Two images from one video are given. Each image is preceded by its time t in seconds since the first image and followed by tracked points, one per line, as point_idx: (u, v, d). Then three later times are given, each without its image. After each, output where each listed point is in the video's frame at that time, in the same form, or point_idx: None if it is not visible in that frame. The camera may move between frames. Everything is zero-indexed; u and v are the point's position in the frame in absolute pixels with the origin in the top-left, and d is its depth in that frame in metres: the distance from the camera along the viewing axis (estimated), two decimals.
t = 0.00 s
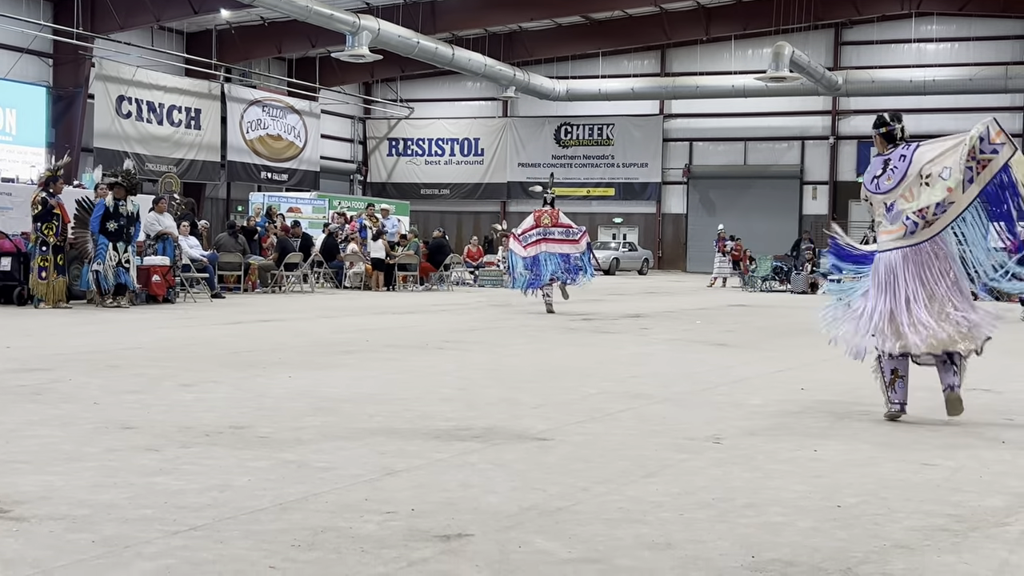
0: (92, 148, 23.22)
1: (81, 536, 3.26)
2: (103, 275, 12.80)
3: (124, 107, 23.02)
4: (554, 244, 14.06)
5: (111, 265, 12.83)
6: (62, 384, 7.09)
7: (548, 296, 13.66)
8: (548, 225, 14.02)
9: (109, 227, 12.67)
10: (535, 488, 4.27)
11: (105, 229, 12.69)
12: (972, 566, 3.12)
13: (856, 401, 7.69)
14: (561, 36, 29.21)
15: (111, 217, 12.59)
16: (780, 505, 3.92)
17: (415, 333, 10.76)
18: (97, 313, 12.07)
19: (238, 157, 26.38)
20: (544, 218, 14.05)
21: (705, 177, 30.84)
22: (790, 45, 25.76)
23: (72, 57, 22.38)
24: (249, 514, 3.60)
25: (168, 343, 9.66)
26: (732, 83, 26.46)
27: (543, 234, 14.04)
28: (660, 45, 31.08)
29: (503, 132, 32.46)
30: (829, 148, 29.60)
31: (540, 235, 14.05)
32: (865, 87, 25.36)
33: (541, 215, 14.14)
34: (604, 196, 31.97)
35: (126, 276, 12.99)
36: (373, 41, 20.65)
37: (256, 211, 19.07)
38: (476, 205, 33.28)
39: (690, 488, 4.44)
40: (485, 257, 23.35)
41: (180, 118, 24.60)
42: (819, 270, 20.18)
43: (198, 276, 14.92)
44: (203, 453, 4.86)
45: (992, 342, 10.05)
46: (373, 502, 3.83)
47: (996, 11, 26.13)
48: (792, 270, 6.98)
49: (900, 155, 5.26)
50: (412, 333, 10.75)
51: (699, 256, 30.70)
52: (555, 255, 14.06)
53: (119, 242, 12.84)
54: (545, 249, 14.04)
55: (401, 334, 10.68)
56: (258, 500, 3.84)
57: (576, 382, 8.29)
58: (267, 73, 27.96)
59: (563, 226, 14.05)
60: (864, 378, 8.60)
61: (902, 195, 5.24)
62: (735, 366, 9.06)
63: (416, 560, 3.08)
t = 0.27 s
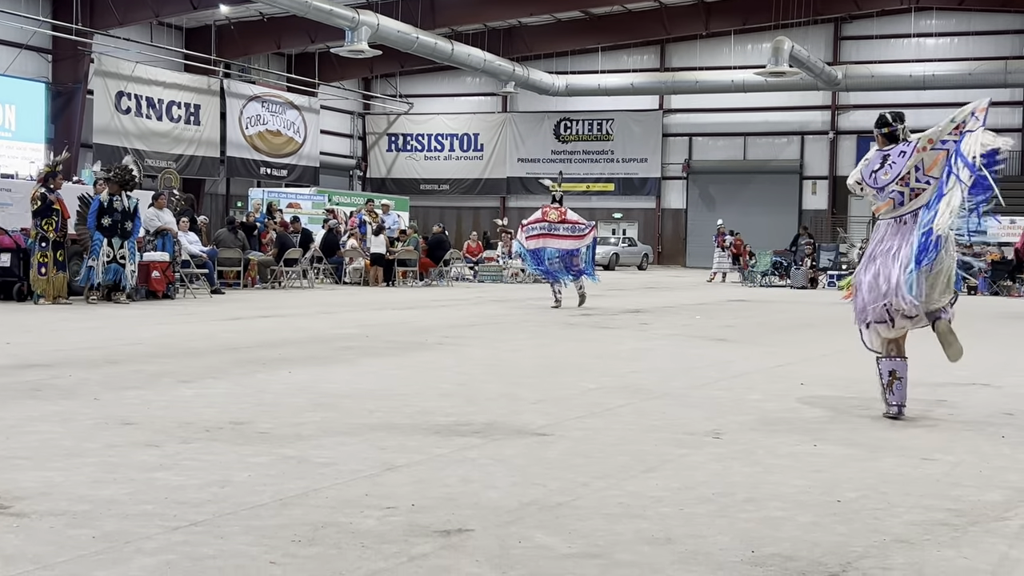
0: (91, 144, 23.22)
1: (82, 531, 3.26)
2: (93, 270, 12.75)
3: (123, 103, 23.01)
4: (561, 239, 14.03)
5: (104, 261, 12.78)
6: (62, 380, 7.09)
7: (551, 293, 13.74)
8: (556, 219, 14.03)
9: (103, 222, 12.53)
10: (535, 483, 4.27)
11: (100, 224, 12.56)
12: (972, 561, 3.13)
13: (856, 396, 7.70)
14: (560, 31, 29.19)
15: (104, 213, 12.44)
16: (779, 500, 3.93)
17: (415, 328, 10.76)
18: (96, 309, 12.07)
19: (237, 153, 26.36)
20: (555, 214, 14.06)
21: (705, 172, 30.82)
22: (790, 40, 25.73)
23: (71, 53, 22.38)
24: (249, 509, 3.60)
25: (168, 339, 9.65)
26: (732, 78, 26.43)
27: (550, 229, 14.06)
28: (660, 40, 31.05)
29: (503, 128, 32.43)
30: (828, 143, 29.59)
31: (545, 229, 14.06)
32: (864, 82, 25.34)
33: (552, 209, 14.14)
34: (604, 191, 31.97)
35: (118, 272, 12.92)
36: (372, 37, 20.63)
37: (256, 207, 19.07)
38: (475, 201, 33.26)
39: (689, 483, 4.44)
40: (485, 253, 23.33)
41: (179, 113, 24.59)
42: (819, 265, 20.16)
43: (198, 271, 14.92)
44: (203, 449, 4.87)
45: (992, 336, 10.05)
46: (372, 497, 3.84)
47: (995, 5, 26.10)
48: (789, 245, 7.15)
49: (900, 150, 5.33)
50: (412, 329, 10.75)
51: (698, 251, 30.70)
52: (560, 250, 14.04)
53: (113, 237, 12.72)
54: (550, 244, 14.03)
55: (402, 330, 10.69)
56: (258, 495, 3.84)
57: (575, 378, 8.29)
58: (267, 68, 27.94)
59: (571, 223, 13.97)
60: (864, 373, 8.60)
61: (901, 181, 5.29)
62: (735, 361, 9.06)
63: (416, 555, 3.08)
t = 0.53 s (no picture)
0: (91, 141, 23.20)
1: (82, 528, 3.26)
2: (86, 267, 12.78)
3: (122, 100, 23.00)
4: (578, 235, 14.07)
5: (96, 258, 12.76)
6: (61, 377, 7.09)
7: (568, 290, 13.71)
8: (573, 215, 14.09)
9: (94, 219, 12.49)
10: (535, 480, 4.27)
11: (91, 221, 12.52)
12: (971, 558, 3.13)
13: (857, 393, 7.70)
14: (560, 28, 29.18)
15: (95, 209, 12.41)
16: (779, 497, 3.93)
17: (414, 326, 10.75)
18: (96, 307, 12.07)
19: (237, 150, 26.32)
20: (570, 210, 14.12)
21: (705, 169, 30.81)
22: (789, 37, 25.70)
23: (71, 50, 22.38)
24: (250, 506, 3.60)
25: (168, 336, 9.65)
26: (731, 76, 26.40)
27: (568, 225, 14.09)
28: (660, 37, 31.03)
29: (502, 125, 32.41)
30: (828, 140, 29.58)
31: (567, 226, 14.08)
32: (864, 79, 25.32)
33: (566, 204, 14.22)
34: (603, 188, 31.98)
35: (111, 268, 12.90)
36: (371, 34, 20.62)
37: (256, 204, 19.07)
38: (475, 198, 33.24)
39: (689, 480, 4.44)
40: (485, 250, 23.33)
41: (179, 111, 24.57)
42: (819, 263, 20.13)
43: (197, 269, 14.91)
44: (203, 446, 4.87)
45: (993, 333, 10.05)
46: (373, 494, 3.84)
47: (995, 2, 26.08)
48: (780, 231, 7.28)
49: (915, 162, 5.07)
50: (412, 326, 10.75)
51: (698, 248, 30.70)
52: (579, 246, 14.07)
53: (104, 234, 12.67)
54: (573, 239, 14.06)
55: (402, 327, 10.68)
56: (257, 492, 3.84)
57: (576, 375, 8.29)
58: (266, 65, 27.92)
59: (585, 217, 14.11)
60: (864, 370, 8.60)
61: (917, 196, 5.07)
62: (736, 358, 9.06)
63: (416, 552, 3.08)
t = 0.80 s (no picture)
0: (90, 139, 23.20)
1: (81, 527, 3.26)
2: (78, 264, 12.77)
3: (122, 99, 22.98)
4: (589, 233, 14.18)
5: (85, 256, 12.71)
6: (61, 376, 7.08)
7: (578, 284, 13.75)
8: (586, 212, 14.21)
9: (84, 217, 12.46)
10: (534, 480, 4.28)
11: (82, 219, 12.50)
12: (970, 557, 3.13)
13: (857, 392, 7.70)
14: (559, 26, 29.18)
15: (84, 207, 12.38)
16: (778, 496, 3.93)
17: (414, 324, 10.75)
18: (95, 305, 12.07)
19: (236, 149, 26.28)
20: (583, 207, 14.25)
21: (704, 168, 30.80)
22: (789, 36, 25.68)
23: (70, 49, 22.41)
24: (249, 506, 3.60)
25: (167, 335, 9.65)
26: (731, 74, 26.36)
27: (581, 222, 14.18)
28: (659, 36, 31.02)
29: (502, 124, 32.39)
30: (827, 139, 29.58)
31: (582, 222, 14.17)
32: (864, 78, 25.28)
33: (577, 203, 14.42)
34: (603, 187, 31.95)
35: (103, 268, 12.81)
36: (371, 33, 20.61)
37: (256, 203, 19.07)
38: (474, 196, 33.23)
39: (689, 480, 4.45)
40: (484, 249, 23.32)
41: (178, 109, 24.55)
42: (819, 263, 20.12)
43: (196, 267, 14.89)
44: (202, 445, 4.87)
45: (992, 333, 10.06)
46: (372, 494, 3.84)
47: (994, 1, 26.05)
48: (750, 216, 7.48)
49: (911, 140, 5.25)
50: (412, 325, 10.75)
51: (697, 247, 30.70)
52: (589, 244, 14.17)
53: (95, 232, 12.62)
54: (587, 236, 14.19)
55: (401, 326, 10.69)
56: (257, 491, 3.84)
57: (575, 374, 8.29)
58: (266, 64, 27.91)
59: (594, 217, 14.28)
60: (863, 369, 8.60)
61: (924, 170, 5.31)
62: (735, 357, 9.07)
63: (416, 551, 3.08)
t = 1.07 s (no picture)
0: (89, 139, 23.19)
1: (80, 527, 3.26)
2: (74, 264, 12.76)
3: (122, 99, 22.97)
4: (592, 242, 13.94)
5: (82, 256, 12.70)
6: (60, 376, 7.09)
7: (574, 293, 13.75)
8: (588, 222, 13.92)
9: (81, 216, 12.46)
10: (533, 479, 4.28)
11: (79, 219, 12.50)
12: (969, 557, 3.13)
13: (857, 393, 7.70)
14: (559, 26, 29.19)
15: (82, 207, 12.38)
16: (778, 496, 3.93)
17: (414, 324, 10.76)
18: (95, 305, 12.07)
19: (236, 149, 26.25)
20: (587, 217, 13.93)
21: (703, 168, 30.83)
22: (788, 36, 25.66)
23: (70, 48, 22.38)
24: (249, 505, 3.60)
25: (167, 334, 9.65)
26: (731, 74, 26.34)
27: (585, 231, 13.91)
28: (659, 36, 31.01)
29: (501, 123, 32.39)
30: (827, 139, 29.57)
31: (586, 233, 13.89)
32: (863, 77, 25.28)
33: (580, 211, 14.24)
34: (603, 186, 31.96)
35: (96, 266, 12.79)
36: (370, 32, 20.59)
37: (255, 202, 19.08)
38: (474, 196, 33.23)
39: (688, 479, 4.45)
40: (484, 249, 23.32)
41: (177, 109, 24.54)
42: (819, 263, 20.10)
43: (195, 267, 14.89)
44: (202, 445, 4.87)
45: (992, 333, 10.06)
46: (371, 493, 3.84)
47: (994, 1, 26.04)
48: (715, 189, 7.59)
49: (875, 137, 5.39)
50: (412, 324, 10.75)
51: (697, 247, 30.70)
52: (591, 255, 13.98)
53: (91, 232, 12.60)
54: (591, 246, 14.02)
55: (401, 325, 10.69)
56: (256, 491, 3.84)
57: (575, 374, 8.30)
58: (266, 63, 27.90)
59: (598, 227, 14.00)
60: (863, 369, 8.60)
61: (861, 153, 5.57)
62: (735, 357, 9.07)
63: (414, 551, 3.09)
